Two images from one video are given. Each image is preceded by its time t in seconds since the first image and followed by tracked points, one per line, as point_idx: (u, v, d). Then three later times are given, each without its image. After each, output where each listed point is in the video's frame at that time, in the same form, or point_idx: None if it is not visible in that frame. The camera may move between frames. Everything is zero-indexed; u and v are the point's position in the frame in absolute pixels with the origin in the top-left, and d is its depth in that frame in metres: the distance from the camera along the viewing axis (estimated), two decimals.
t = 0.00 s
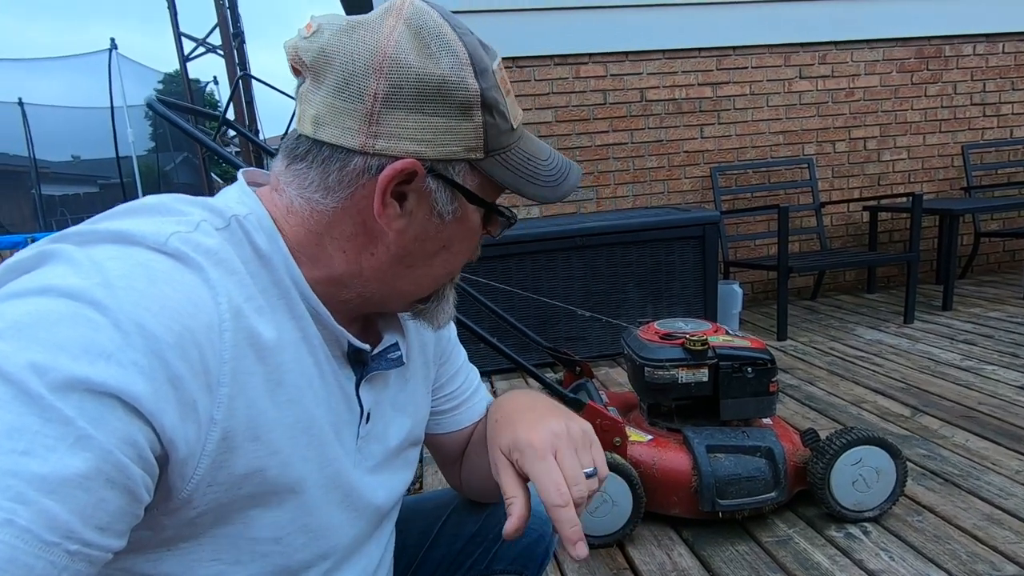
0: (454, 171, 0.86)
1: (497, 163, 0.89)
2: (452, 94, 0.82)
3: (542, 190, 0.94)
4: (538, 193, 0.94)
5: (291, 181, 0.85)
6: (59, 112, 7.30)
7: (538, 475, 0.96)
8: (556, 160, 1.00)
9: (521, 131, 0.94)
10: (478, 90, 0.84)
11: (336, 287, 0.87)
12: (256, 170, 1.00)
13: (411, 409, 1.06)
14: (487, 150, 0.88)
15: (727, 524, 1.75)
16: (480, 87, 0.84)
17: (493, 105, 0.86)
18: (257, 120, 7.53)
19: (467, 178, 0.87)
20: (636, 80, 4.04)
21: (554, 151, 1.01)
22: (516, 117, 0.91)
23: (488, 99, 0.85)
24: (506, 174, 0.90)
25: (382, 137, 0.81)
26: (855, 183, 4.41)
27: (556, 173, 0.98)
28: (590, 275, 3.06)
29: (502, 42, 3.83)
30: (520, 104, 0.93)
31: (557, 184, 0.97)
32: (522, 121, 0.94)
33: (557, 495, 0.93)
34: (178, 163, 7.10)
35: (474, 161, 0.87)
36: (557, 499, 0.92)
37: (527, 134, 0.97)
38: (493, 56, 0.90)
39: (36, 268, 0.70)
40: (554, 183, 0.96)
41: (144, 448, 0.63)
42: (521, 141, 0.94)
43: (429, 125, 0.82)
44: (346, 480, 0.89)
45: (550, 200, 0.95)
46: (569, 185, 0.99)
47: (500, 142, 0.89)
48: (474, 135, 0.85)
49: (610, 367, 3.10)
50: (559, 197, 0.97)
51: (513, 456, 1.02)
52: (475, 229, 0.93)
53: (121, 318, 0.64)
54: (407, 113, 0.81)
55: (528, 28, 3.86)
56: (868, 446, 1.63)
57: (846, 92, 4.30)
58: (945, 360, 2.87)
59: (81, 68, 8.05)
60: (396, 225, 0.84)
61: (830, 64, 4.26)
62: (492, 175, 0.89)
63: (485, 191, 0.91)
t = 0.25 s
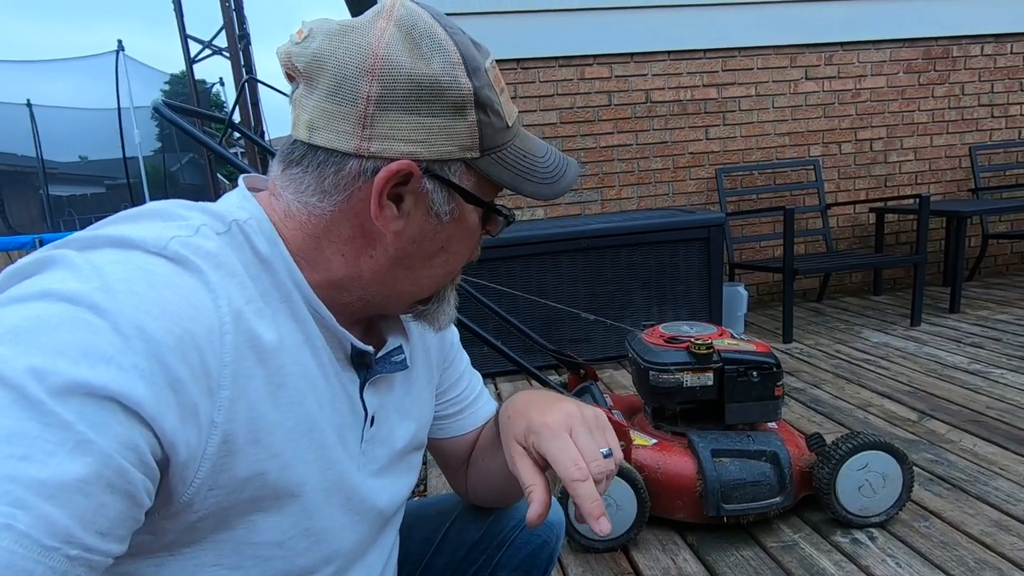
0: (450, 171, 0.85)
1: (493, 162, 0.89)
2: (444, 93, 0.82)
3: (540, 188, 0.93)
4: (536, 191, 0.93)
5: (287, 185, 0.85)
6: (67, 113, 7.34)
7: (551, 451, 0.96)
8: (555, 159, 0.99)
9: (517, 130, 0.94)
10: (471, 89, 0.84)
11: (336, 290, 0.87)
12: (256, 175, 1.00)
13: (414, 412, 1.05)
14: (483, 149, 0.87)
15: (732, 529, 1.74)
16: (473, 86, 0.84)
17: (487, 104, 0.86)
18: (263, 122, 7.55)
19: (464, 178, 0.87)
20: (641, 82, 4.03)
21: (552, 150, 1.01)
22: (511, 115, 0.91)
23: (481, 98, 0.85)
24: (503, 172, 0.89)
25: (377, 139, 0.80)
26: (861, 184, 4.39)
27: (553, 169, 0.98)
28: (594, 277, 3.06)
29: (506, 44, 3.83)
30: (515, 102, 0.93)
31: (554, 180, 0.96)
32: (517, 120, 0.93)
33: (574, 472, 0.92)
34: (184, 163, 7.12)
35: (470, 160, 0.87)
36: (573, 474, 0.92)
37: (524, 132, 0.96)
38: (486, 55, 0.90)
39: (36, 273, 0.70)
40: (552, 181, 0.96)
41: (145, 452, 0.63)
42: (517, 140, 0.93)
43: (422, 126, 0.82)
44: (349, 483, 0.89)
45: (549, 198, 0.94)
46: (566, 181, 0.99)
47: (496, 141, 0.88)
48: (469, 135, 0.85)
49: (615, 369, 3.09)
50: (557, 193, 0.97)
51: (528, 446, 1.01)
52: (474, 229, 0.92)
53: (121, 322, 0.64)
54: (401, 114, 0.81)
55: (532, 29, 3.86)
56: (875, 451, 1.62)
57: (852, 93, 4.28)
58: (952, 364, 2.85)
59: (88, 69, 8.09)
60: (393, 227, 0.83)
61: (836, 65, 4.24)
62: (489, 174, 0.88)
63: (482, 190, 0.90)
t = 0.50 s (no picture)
0: (451, 168, 0.86)
1: (492, 160, 0.89)
2: (441, 90, 0.82)
3: (541, 184, 0.94)
4: (537, 187, 0.93)
5: (288, 185, 0.85)
6: (71, 114, 7.36)
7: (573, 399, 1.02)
8: (556, 156, 1.00)
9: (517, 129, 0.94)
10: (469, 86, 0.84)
11: (340, 290, 0.87)
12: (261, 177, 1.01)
13: (419, 412, 1.06)
14: (482, 146, 0.88)
15: (735, 530, 1.74)
16: (471, 84, 0.84)
17: (485, 101, 0.86)
18: (266, 122, 7.57)
19: (462, 174, 0.87)
20: (644, 83, 4.04)
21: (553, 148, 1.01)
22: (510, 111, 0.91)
23: (479, 95, 0.85)
24: (502, 170, 0.90)
25: (376, 138, 0.81)
26: (865, 186, 4.39)
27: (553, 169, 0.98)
28: (597, 279, 3.06)
29: (510, 45, 3.84)
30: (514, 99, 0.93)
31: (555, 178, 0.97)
32: (516, 117, 0.94)
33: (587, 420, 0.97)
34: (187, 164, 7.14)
35: (467, 158, 0.87)
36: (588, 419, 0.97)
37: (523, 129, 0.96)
38: (485, 54, 0.90)
39: (44, 274, 0.70)
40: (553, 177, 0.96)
41: (151, 451, 0.63)
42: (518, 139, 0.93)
43: (420, 122, 0.82)
44: (355, 483, 0.89)
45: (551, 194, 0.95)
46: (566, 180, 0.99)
47: (495, 138, 0.88)
48: (468, 132, 0.86)
49: (618, 371, 3.09)
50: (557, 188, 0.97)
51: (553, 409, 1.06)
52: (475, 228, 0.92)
53: (127, 323, 0.64)
54: (399, 112, 0.81)
55: (536, 31, 3.86)
56: (878, 453, 1.62)
57: (856, 95, 4.28)
58: (956, 366, 2.84)
59: (92, 71, 8.11)
60: (395, 224, 0.84)
61: (839, 67, 4.24)
62: (489, 170, 0.89)
63: (482, 187, 0.90)
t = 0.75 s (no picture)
0: (379, 135, 0.85)
1: (432, 132, 0.85)
2: (379, 54, 0.85)
3: (488, 164, 0.85)
4: (481, 167, 0.85)
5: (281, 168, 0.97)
6: (74, 114, 7.37)
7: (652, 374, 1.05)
8: (536, 146, 0.90)
9: (485, 111, 0.89)
10: (407, 51, 0.85)
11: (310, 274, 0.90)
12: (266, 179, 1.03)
13: (421, 413, 1.06)
14: (421, 115, 0.85)
15: (738, 534, 1.74)
16: (411, 49, 0.85)
17: (427, 68, 0.85)
18: (269, 123, 7.58)
19: (395, 144, 0.85)
20: (647, 86, 4.04)
21: (541, 140, 0.91)
22: (474, 91, 0.88)
23: (420, 61, 0.85)
24: (441, 142, 0.85)
25: (325, 105, 0.89)
26: (867, 190, 4.39)
27: (522, 155, 0.88)
28: (599, 281, 3.06)
29: (513, 48, 3.84)
30: (493, 85, 0.91)
31: (515, 164, 0.86)
32: (493, 102, 0.90)
33: (674, 401, 1.02)
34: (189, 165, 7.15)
35: (403, 126, 0.85)
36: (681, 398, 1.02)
37: (503, 117, 0.91)
38: (467, 40, 0.91)
39: (47, 276, 0.70)
40: (514, 161, 0.86)
41: (155, 453, 0.63)
42: (482, 122, 0.88)
43: (361, 87, 0.86)
44: (356, 484, 0.89)
45: (501, 176, 0.85)
46: (534, 171, 0.86)
47: (437, 109, 0.86)
48: (403, 98, 0.85)
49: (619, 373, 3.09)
50: (514, 176, 0.85)
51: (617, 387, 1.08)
52: (423, 213, 0.86)
53: (131, 324, 0.64)
54: (344, 77, 0.88)
55: (539, 34, 3.87)
56: (882, 457, 1.62)
57: (858, 98, 4.28)
58: (959, 370, 2.84)
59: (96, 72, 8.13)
60: (330, 192, 0.87)
61: (842, 70, 4.24)
62: (426, 142, 0.85)
63: (421, 163, 0.86)
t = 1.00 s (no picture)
0: (356, 122, 0.88)
1: (400, 115, 0.87)
2: (365, 45, 0.89)
3: (441, 141, 0.84)
4: (435, 144, 0.84)
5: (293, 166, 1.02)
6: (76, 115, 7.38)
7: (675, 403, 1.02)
8: (499, 125, 0.87)
9: (456, 95, 0.89)
10: (388, 40, 0.88)
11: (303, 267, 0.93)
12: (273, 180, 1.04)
13: (427, 412, 1.06)
14: (392, 100, 0.87)
15: (740, 535, 1.74)
16: (393, 37, 0.88)
17: (402, 54, 0.88)
18: (270, 124, 7.59)
19: (369, 129, 0.87)
20: (648, 87, 4.04)
21: (510, 122, 0.88)
22: (449, 76, 0.89)
23: (398, 48, 0.88)
24: (406, 124, 0.86)
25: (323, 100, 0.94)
26: (868, 191, 4.39)
27: (478, 131, 0.85)
28: (601, 282, 3.06)
29: (514, 48, 3.85)
30: (475, 72, 0.92)
31: (467, 139, 0.84)
32: (469, 88, 0.91)
33: (700, 434, 0.99)
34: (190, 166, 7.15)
35: (377, 111, 0.87)
36: (707, 430, 0.99)
37: (479, 102, 0.91)
38: (455, 31, 0.93)
39: (56, 276, 0.70)
40: (465, 138, 0.84)
41: (160, 452, 0.63)
42: (451, 104, 0.88)
43: (349, 79, 0.90)
44: (361, 484, 0.89)
45: (448, 152, 0.83)
46: (486, 144, 0.83)
47: (408, 93, 0.87)
48: (379, 83, 0.87)
49: (621, 374, 3.09)
50: (463, 151, 0.83)
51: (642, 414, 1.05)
52: (384, 198, 0.86)
53: (139, 324, 0.65)
54: (339, 73, 0.92)
55: (540, 34, 3.87)
56: (884, 458, 1.62)
57: (859, 99, 4.28)
58: (960, 371, 2.84)
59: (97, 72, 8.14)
60: (315, 181, 0.89)
61: (843, 71, 4.24)
62: (392, 124, 0.86)
63: (388, 147, 0.86)
